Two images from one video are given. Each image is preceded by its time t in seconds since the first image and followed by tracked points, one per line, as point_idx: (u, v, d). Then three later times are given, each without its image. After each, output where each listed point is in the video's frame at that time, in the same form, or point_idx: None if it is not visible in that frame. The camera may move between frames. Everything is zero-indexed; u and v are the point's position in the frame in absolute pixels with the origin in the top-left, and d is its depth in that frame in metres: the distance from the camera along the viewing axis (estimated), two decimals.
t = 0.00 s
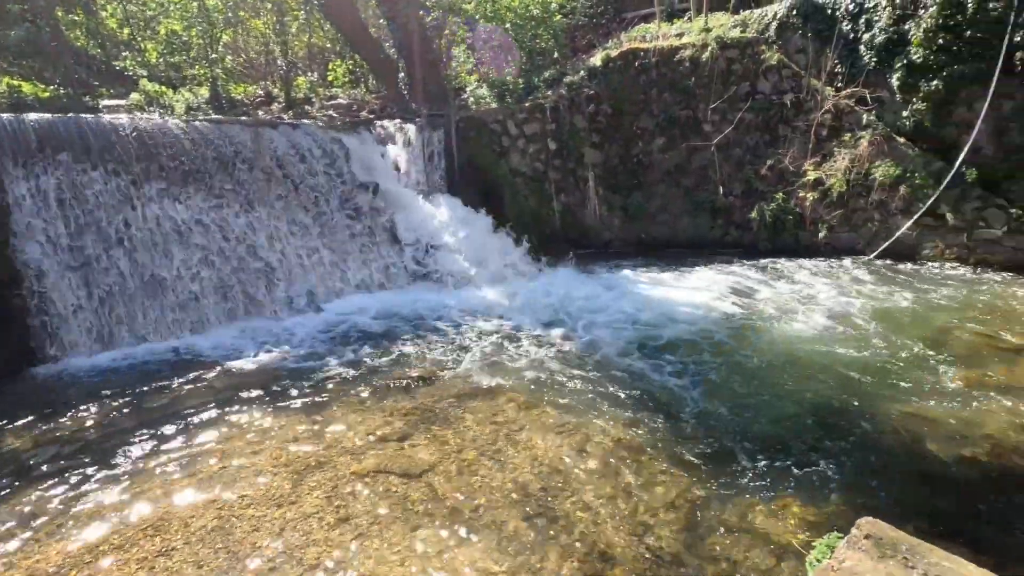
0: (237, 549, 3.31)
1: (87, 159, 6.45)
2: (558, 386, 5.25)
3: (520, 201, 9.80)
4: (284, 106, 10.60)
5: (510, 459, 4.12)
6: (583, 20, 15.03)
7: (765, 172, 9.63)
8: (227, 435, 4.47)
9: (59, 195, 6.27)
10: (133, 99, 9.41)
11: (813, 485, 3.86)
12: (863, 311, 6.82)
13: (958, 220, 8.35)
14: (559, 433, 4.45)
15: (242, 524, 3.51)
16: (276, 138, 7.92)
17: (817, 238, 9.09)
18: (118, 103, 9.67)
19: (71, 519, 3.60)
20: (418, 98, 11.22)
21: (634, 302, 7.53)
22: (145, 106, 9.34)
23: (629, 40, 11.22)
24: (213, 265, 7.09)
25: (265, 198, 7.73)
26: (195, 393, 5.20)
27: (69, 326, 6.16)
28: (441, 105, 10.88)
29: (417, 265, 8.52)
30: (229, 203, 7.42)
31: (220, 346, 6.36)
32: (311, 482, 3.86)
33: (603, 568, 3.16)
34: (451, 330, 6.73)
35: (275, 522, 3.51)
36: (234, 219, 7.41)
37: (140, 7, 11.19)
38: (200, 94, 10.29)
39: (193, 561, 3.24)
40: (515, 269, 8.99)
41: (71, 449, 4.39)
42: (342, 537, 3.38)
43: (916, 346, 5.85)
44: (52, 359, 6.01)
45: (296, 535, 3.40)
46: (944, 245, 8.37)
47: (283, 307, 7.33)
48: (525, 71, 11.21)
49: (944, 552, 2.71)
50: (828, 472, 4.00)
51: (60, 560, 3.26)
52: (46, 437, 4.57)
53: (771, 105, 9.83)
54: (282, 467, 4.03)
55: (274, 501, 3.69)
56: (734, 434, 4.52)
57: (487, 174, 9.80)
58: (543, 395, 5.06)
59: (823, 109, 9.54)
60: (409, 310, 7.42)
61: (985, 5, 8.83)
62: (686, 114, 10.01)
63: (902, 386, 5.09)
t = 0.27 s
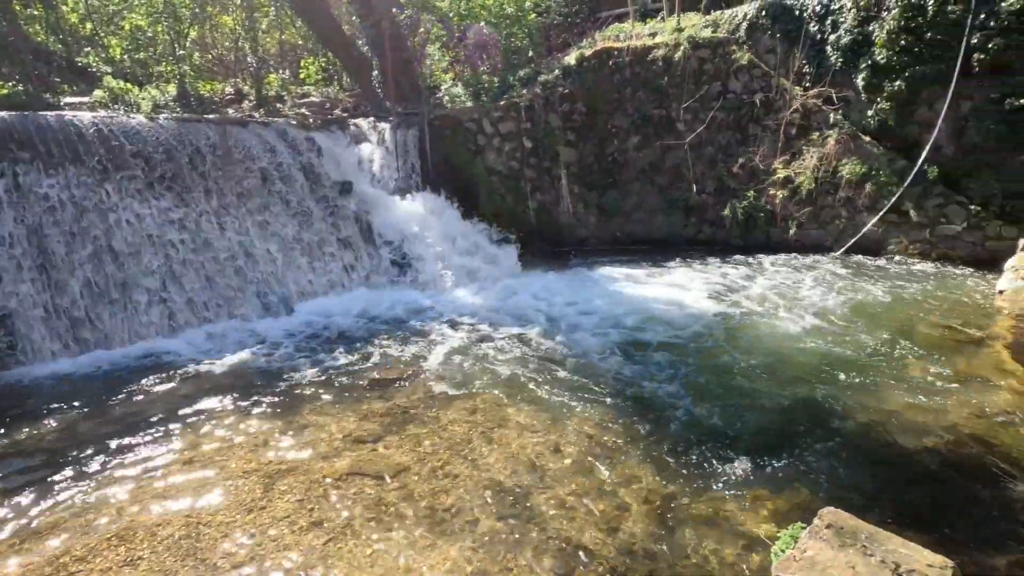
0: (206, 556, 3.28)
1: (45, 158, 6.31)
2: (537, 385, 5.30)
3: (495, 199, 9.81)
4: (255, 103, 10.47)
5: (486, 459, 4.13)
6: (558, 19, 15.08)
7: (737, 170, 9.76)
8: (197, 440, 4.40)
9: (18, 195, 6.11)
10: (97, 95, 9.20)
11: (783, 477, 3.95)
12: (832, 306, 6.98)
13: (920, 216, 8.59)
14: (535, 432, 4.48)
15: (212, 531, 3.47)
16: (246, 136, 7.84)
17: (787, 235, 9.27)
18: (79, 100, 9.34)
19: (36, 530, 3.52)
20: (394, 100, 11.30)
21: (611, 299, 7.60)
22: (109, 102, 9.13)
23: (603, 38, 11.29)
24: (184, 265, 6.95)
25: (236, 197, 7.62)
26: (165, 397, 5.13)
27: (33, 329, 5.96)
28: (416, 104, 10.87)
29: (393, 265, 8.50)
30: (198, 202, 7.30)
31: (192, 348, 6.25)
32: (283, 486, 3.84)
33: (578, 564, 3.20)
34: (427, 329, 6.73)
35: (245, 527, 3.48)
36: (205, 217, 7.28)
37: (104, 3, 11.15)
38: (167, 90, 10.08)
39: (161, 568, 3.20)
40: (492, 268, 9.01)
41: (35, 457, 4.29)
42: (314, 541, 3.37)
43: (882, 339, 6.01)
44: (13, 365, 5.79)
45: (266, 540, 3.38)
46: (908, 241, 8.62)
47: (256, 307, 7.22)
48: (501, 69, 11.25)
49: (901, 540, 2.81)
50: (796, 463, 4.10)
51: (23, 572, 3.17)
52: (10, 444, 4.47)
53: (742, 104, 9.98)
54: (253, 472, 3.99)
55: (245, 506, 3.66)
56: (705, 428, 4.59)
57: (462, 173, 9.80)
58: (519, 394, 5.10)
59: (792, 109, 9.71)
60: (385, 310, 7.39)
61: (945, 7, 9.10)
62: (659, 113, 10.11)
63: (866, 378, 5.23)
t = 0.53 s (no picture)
0: (188, 561, 3.26)
1: (21, 158, 6.18)
2: (521, 382, 5.33)
3: (480, 198, 9.81)
4: (236, 102, 10.38)
5: (469, 458, 4.14)
6: (544, 18, 14.99)
7: (720, 168, 9.84)
8: (179, 444, 4.37)
9: None
10: (73, 94, 9.09)
11: (763, 471, 3.99)
12: (813, 301, 7.06)
13: (898, 213, 8.70)
14: (519, 429, 4.50)
15: (193, 535, 3.45)
16: (227, 136, 7.79)
17: (769, 232, 9.38)
18: (54, 100, 9.19)
19: (15, 539, 3.47)
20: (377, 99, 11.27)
21: (594, 297, 7.65)
22: (86, 103, 9.01)
23: (587, 36, 11.31)
24: (165, 266, 6.87)
25: (217, 196, 7.55)
26: (145, 401, 5.09)
27: (11, 333, 5.82)
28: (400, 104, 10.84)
29: (377, 264, 8.49)
30: (179, 203, 7.24)
31: (173, 351, 6.20)
32: (265, 489, 3.82)
33: (560, 562, 3.22)
34: (410, 329, 6.74)
35: (227, 531, 3.46)
36: (185, 218, 7.22)
37: None
38: (146, 89, 9.99)
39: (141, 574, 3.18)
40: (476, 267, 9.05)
41: (12, 463, 4.24)
42: (297, 544, 3.36)
43: (861, 334, 6.10)
44: None
45: (247, 544, 3.36)
46: (886, 237, 8.74)
47: (238, 309, 7.19)
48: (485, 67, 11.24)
49: (873, 532, 2.89)
50: (776, 458, 4.14)
51: None
52: None
53: (724, 102, 10.05)
54: (235, 476, 3.96)
55: (227, 510, 3.64)
56: (686, 424, 4.62)
57: (446, 171, 9.79)
58: (504, 391, 5.14)
59: (773, 107, 9.80)
60: (369, 310, 7.38)
61: (921, 7, 9.20)
62: (643, 111, 10.16)
63: (843, 372, 5.30)
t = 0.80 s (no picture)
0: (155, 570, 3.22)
1: None
2: (495, 380, 5.35)
3: (454, 196, 9.79)
4: (204, 100, 10.23)
5: (443, 457, 4.14)
6: (516, 14, 15.00)
7: (692, 164, 9.95)
8: (149, 451, 4.31)
9: None
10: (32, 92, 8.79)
11: (733, 462, 4.07)
12: (782, 295, 7.19)
13: (864, 206, 8.89)
14: (493, 427, 4.52)
15: (160, 545, 3.40)
16: (193, 134, 7.68)
17: (740, 227, 9.51)
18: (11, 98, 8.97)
19: None
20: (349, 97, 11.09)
21: (569, 294, 7.69)
22: (44, 101, 8.75)
23: (559, 34, 11.36)
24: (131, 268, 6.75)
25: (184, 196, 7.44)
26: (111, 407, 5.02)
27: None
28: (372, 102, 10.77)
29: (351, 264, 8.41)
30: (145, 204, 7.12)
31: (141, 356, 6.10)
32: (235, 495, 3.78)
33: (535, 558, 3.24)
34: (384, 329, 6.71)
35: (195, 539, 3.42)
36: (152, 218, 7.10)
37: None
38: (109, 87, 9.80)
39: None
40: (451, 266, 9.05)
41: None
42: (268, 549, 3.33)
43: (827, 325, 6.24)
44: None
45: (216, 552, 3.33)
46: (853, 230, 8.87)
47: (208, 311, 7.08)
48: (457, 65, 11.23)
49: (829, 517, 2.95)
50: (744, 449, 4.22)
51: None
52: None
53: (695, 100, 10.18)
54: (204, 482, 3.92)
55: (195, 517, 3.60)
56: (658, 418, 4.68)
57: (419, 170, 9.75)
58: (478, 389, 5.16)
59: (741, 104, 9.96)
60: (343, 311, 7.33)
61: (880, 5, 9.46)
62: (615, 108, 10.24)
63: (811, 364, 5.39)
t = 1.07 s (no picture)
0: None
1: None
2: (467, 377, 5.38)
3: (424, 193, 9.76)
4: (162, 96, 10.04)
5: (414, 456, 4.15)
6: (485, 11, 14.94)
7: (659, 159, 10.07)
8: (109, 458, 4.23)
9: None
10: None
11: (699, 452, 4.16)
12: (746, 287, 7.35)
13: (824, 200, 9.13)
14: (464, 425, 4.54)
15: (118, 554, 3.35)
16: (150, 131, 7.55)
17: (707, 221, 9.68)
18: None
19: None
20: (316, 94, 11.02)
21: (540, 291, 7.73)
22: None
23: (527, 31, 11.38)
24: (86, 268, 6.60)
25: (143, 195, 7.29)
26: (67, 414, 4.91)
27: None
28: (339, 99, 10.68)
29: (318, 262, 8.27)
30: (101, 202, 6.96)
31: (99, 361, 5.95)
32: (197, 500, 3.73)
33: (505, 553, 3.29)
34: (353, 329, 6.65)
35: (155, 548, 3.37)
36: (108, 218, 6.95)
37: None
38: (61, 82, 9.55)
39: None
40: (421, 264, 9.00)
41: None
42: (231, 554, 3.30)
43: (790, 316, 6.39)
44: None
45: (176, 560, 3.29)
46: (814, 224, 9.07)
47: (169, 312, 6.91)
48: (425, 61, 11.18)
49: (790, 501, 3.00)
50: (710, 439, 4.31)
51: None
52: None
53: (662, 96, 10.30)
54: (166, 488, 3.86)
55: (156, 524, 3.55)
56: (626, 410, 4.75)
57: (387, 167, 9.70)
58: (448, 386, 5.19)
59: (706, 100, 10.10)
60: (310, 311, 7.23)
61: (838, 5, 9.72)
62: (584, 105, 10.30)
63: (775, 357, 5.49)
